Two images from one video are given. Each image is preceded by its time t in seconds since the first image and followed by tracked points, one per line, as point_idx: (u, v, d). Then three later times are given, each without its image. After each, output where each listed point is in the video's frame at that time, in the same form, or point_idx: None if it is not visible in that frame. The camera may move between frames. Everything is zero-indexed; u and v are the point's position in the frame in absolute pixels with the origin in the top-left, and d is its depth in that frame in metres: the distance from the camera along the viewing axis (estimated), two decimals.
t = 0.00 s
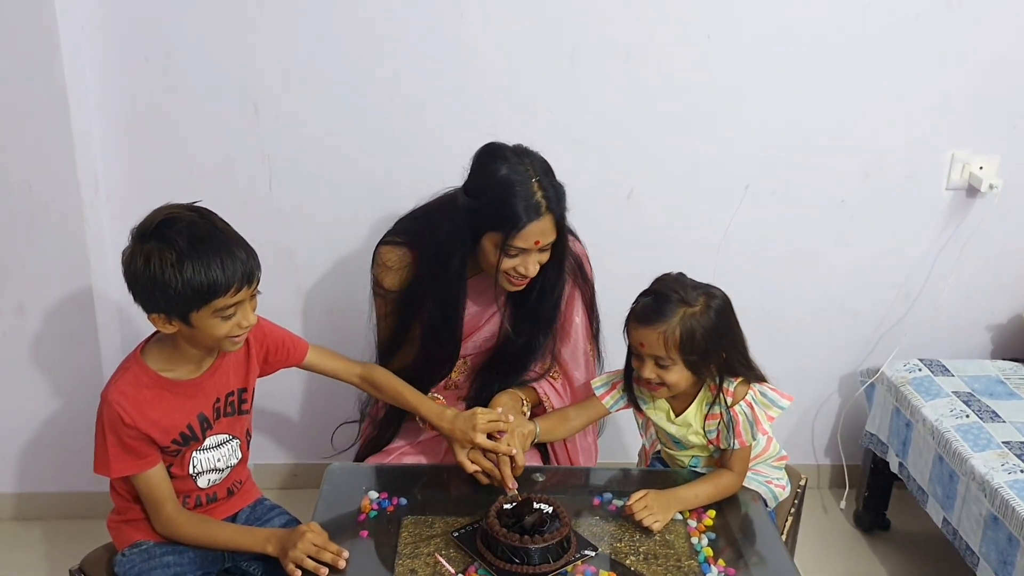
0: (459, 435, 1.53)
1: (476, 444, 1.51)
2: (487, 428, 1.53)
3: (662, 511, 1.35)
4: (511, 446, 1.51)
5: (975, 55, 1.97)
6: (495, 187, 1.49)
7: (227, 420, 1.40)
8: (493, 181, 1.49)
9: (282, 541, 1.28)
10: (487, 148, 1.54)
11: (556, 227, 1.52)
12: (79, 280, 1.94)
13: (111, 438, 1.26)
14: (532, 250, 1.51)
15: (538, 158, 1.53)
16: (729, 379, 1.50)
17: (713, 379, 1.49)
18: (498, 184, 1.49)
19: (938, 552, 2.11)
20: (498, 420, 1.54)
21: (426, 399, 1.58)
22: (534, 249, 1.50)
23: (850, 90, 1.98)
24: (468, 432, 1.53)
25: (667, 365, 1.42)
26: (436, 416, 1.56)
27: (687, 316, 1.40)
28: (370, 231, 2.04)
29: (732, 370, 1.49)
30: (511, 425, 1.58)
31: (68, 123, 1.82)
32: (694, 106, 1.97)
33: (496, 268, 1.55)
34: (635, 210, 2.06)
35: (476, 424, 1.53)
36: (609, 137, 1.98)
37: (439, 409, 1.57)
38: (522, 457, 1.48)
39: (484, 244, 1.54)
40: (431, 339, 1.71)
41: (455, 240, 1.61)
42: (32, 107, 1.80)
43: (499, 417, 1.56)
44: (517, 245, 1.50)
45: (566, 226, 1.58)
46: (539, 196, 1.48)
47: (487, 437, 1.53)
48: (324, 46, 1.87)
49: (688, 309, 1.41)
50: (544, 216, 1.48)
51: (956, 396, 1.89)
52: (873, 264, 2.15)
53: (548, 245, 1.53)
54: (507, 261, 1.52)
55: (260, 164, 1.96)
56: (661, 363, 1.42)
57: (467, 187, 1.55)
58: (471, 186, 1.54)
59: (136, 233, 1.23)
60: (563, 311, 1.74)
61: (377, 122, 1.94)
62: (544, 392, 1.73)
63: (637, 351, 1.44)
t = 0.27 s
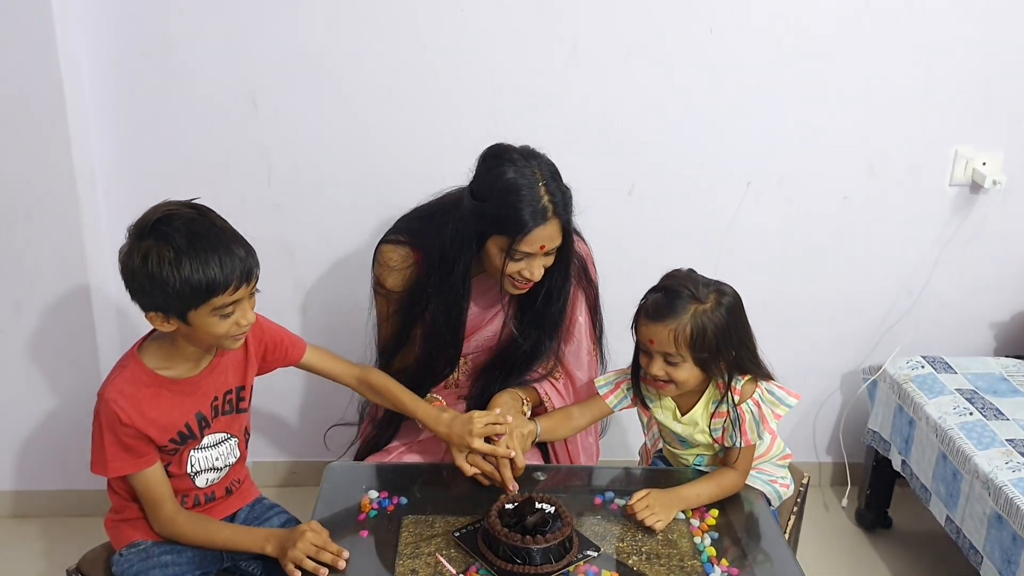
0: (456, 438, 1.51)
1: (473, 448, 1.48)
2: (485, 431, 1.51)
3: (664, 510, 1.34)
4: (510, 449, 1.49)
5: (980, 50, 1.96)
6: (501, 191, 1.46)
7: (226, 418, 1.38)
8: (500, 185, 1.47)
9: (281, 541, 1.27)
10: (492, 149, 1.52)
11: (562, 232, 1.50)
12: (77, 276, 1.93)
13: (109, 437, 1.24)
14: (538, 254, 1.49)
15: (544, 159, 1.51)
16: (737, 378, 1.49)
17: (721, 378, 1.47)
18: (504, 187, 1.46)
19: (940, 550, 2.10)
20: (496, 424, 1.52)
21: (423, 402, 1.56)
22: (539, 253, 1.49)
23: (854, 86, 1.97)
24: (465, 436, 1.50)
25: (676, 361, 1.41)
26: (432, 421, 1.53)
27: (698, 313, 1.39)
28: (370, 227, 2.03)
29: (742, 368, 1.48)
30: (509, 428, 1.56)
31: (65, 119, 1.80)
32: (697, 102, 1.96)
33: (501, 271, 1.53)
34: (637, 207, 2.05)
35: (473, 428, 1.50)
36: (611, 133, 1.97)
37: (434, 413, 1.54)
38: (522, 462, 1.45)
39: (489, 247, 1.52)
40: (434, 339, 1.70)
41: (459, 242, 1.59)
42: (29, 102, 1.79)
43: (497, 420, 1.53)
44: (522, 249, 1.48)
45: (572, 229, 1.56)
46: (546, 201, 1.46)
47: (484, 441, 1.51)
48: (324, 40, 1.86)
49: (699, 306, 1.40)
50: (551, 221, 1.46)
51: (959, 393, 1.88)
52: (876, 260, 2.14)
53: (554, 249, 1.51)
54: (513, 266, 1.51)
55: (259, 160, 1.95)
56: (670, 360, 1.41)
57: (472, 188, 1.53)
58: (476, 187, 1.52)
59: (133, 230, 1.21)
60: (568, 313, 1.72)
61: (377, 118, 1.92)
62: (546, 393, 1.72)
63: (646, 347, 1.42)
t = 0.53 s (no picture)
0: (455, 446, 1.49)
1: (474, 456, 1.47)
2: (485, 439, 1.49)
3: (668, 515, 1.33)
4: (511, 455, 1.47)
5: (983, 49, 1.94)
6: (503, 195, 1.44)
7: (224, 421, 1.36)
8: (502, 190, 1.44)
9: (281, 546, 1.25)
10: (495, 151, 1.50)
11: (565, 236, 1.48)
12: (73, 278, 1.91)
13: (104, 441, 1.22)
14: (542, 259, 1.47)
15: (547, 161, 1.49)
16: (741, 380, 1.48)
17: (724, 380, 1.46)
18: (506, 191, 1.44)
19: (942, 552, 2.09)
20: (496, 432, 1.50)
21: (423, 409, 1.54)
22: (542, 258, 1.47)
23: (856, 84, 1.95)
24: (465, 443, 1.49)
25: (679, 362, 1.39)
26: (432, 429, 1.52)
27: (703, 313, 1.38)
28: (369, 228, 2.01)
29: (745, 370, 1.47)
30: (510, 435, 1.55)
31: (61, 119, 1.78)
32: (698, 101, 1.94)
33: (503, 275, 1.52)
34: (637, 206, 2.03)
35: (473, 435, 1.49)
36: (611, 132, 1.95)
37: (434, 421, 1.53)
38: (523, 469, 1.44)
39: (492, 252, 1.51)
40: (435, 344, 1.68)
41: (460, 246, 1.57)
42: (24, 101, 1.77)
43: (498, 427, 1.52)
44: (525, 253, 1.46)
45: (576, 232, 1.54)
46: (549, 205, 1.44)
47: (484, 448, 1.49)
48: (322, 38, 1.84)
49: (703, 307, 1.38)
50: (554, 225, 1.44)
51: (963, 394, 1.87)
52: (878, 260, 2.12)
53: (557, 254, 1.50)
54: (516, 270, 1.49)
55: (257, 160, 1.93)
56: (673, 361, 1.39)
57: (473, 191, 1.51)
58: (478, 190, 1.50)
59: (130, 231, 1.19)
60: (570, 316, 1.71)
61: (375, 117, 1.91)
62: (548, 397, 1.70)
63: (648, 348, 1.41)
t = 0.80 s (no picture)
0: (460, 454, 1.48)
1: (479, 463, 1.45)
2: (490, 447, 1.48)
3: (675, 520, 1.32)
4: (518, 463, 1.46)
5: (988, 48, 1.93)
6: (509, 199, 1.43)
7: (225, 426, 1.34)
8: (508, 193, 1.43)
9: (284, 553, 1.24)
10: (500, 154, 1.49)
11: (571, 240, 1.47)
12: (72, 280, 1.90)
13: (105, 447, 1.21)
14: (547, 264, 1.47)
15: (553, 165, 1.48)
16: (749, 384, 1.48)
17: (732, 384, 1.46)
18: (512, 195, 1.43)
19: (946, 554, 2.08)
20: (502, 440, 1.49)
21: (427, 415, 1.53)
22: (548, 263, 1.46)
23: (860, 83, 1.94)
24: (469, 452, 1.47)
25: (686, 368, 1.39)
26: (436, 435, 1.50)
27: (710, 318, 1.38)
28: (370, 229, 2.00)
29: (754, 375, 1.46)
30: (515, 443, 1.53)
31: (59, 119, 1.76)
32: (702, 100, 1.93)
33: (508, 280, 1.51)
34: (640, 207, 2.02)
35: (478, 444, 1.47)
36: (614, 132, 1.94)
37: (439, 428, 1.51)
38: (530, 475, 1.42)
39: (497, 256, 1.50)
40: (439, 348, 1.67)
41: (465, 250, 1.56)
42: (22, 101, 1.75)
43: (504, 435, 1.51)
44: (530, 258, 1.45)
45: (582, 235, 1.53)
46: (555, 209, 1.43)
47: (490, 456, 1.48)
48: (323, 37, 1.82)
49: (711, 311, 1.38)
50: (560, 230, 1.43)
51: (968, 395, 1.86)
52: (882, 260, 2.11)
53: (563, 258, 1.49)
54: (521, 275, 1.48)
55: (257, 161, 1.91)
56: (681, 365, 1.39)
57: (478, 195, 1.50)
58: (483, 194, 1.48)
59: (131, 234, 1.17)
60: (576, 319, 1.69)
61: (377, 118, 1.89)
62: (554, 401, 1.69)
63: (656, 353, 1.41)
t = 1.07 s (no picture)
0: (463, 455, 1.47)
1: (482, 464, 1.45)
2: (492, 447, 1.47)
3: (678, 518, 1.31)
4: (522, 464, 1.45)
5: (989, 42, 1.92)
6: (511, 197, 1.41)
7: (225, 427, 1.33)
8: (510, 191, 1.42)
9: (286, 555, 1.23)
10: (502, 151, 1.48)
11: (573, 239, 1.46)
12: (67, 278, 1.88)
13: (104, 448, 1.19)
14: (550, 261, 1.45)
15: (555, 161, 1.46)
16: (758, 380, 1.46)
17: (739, 379, 1.45)
18: (514, 193, 1.42)
19: (947, 549, 2.08)
20: (503, 441, 1.48)
21: (429, 416, 1.52)
22: (551, 261, 1.45)
23: (861, 78, 1.93)
24: (472, 452, 1.47)
25: (694, 364, 1.39)
26: (439, 437, 1.50)
27: (717, 314, 1.37)
28: (368, 226, 1.98)
29: (762, 370, 1.45)
30: (518, 442, 1.52)
31: (53, 117, 1.75)
32: (701, 95, 1.92)
33: (510, 278, 1.50)
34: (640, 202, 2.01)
35: (481, 445, 1.47)
36: (614, 127, 1.93)
37: (441, 429, 1.51)
38: (532, 475, 1.41)
39: (499, 255, 1.48)
40: (442, 348, 1.66)
41: (466, 248, 1.54)
42: (17, 99, 1.73)
43: (505, 435, 1.50)
44: (533, 256, 1.44)
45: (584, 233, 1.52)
46: (558, 207, 1.42)
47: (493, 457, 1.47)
48: (320, 33, 1.81)
49: (717, 307, 1.37)
50: (562, 228, 1.42)
51: (970, 390, 1.86)
52: (882, 255, 2.11)
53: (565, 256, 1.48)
54: (523, 273, 1.47)
55: (254, 158, 1.90)
56: (687, 362, 1.38)
57: (480, 193, 1.48)
58: (484, 192, 1.47)
59: (128, 233, 1.15)
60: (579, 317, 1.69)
61: (375, 113, 1.88)
62: (557, 399, 1.69)
63: (662, 350, 1.40)
